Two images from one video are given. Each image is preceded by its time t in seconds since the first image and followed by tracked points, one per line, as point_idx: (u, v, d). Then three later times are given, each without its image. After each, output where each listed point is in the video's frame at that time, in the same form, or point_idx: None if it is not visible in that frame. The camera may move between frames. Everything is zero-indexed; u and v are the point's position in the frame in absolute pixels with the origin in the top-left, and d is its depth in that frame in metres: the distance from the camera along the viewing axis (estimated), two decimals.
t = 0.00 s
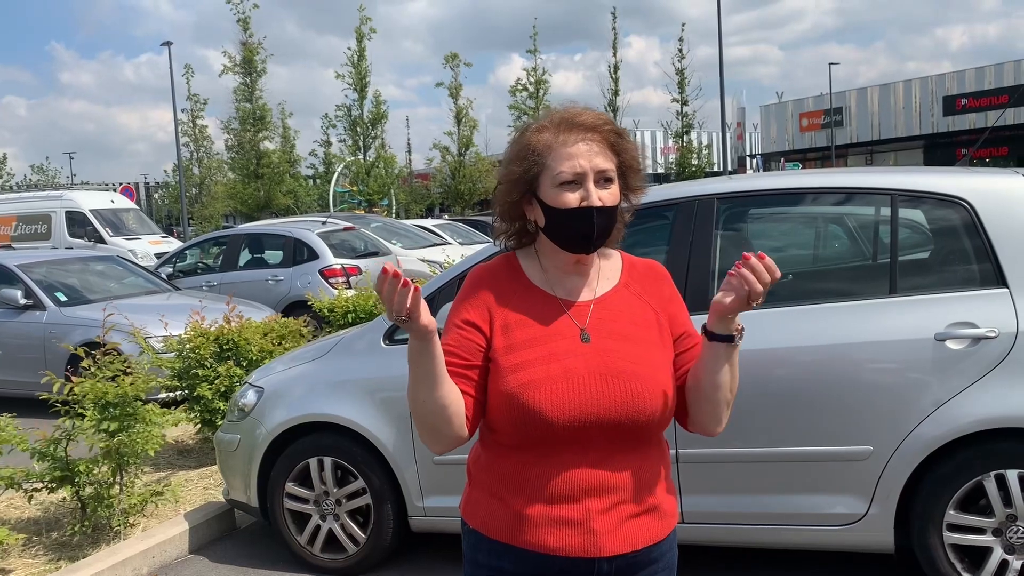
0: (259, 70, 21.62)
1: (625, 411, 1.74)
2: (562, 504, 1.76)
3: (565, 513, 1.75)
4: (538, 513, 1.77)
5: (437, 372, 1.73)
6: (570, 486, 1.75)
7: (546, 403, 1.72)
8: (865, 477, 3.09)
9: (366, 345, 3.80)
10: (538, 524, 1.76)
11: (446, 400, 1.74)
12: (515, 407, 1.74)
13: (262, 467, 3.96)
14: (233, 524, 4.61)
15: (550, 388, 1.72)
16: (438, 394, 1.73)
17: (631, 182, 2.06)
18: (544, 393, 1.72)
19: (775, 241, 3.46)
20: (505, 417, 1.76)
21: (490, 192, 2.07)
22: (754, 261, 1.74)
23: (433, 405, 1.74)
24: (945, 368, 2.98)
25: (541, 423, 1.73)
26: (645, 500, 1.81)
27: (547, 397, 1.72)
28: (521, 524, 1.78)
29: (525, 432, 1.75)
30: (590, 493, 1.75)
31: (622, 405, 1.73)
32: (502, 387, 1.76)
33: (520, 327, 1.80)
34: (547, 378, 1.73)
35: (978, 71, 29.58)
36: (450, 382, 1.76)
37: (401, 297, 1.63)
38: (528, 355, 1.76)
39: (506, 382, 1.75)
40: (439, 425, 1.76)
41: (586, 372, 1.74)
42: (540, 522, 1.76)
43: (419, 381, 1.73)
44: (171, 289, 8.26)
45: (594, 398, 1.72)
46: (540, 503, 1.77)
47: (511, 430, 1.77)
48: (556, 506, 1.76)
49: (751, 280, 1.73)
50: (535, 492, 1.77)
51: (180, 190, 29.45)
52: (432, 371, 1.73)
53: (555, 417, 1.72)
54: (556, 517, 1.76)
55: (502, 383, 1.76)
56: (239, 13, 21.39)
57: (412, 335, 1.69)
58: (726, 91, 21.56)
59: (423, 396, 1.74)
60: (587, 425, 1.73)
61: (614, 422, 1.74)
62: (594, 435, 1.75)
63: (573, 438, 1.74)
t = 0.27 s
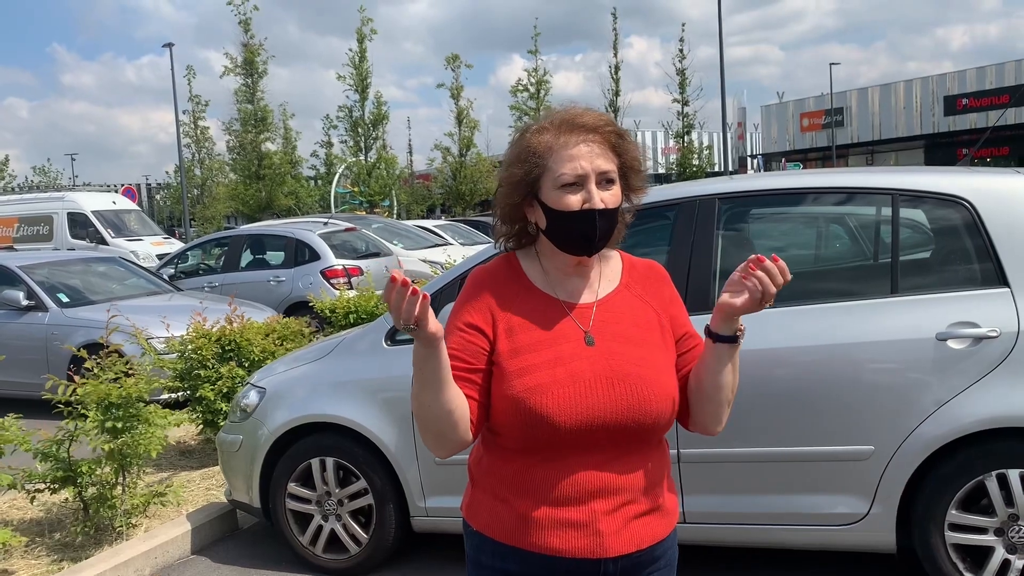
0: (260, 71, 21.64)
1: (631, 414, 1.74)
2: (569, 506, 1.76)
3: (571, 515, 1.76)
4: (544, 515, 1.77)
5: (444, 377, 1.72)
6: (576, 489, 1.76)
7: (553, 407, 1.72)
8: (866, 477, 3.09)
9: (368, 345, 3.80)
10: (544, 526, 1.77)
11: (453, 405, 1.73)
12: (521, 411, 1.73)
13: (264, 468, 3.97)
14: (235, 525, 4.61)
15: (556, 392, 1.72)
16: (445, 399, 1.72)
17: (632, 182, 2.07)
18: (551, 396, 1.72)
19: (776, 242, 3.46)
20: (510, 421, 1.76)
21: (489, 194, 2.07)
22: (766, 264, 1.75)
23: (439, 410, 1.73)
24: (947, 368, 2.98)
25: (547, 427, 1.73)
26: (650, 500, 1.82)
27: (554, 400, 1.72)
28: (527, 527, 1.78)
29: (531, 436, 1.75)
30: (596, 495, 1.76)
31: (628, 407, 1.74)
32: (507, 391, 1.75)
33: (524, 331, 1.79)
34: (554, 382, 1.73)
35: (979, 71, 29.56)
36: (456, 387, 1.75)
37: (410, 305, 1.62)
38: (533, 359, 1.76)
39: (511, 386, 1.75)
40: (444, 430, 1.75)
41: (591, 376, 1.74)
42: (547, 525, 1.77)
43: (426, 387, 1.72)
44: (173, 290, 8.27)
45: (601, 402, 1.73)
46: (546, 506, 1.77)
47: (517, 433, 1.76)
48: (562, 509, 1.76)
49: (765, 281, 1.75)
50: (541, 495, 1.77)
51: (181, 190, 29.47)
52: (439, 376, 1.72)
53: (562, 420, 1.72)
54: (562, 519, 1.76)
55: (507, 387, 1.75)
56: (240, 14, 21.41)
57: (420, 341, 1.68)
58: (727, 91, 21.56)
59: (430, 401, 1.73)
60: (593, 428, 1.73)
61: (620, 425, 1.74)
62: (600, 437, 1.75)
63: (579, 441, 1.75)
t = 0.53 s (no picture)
0: (261, 72, 21.65)
1: (632, 415, 1.74)
2: (569, 508, 1.76)
3: (573, 517, 1.75)
4: (545, 517, 1.76)
5: (444, 379, 1.70)
6: (577, 490, 1.75)
7: (554, 409, 1.71)
8: (867, 477, 3.09)
9: (369, 346, 3.80)
10: (546, 528, 1.76)
11: (453, 407, 1.72)
12: (522, 413, 1.73)
13: (265, 469, 3.97)
14: (235, 526, 4.61)
15: (557, 393, 1.72)
16: (445, 401, 1.71)
17: (630, 183, 2.06)
18: (552, 398, 1.72)
19: (777, 242, 3.46)
20: (511, 423, 1.75)
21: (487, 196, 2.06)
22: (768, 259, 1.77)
23: (439, 412, 1.72)
24: (948, 368, 2.98)
25: (548, 428, 1.72)
26: (650, 500, 1.82)
27: (555, 403, 1.71)
28: (528, 528, 1.77)
29: (532, 439, 1.74)
30: (597, 496, 1.76)
31: (628, 409, 1.73)
32: (507, 393, 1.74)
33: (524, 333, 1.78)
34: (555, 384, 1.73)
35: (980, 71, 29.54)
36: (457, 389, 1.74)
37: (410, 305, 1.61)
38: (533, 361, 1.75)
39: (512, 388, 1.74)
40: (445, 432, 1.74)
41: (592, 378, 1.74)
42: (548, 526, 1.76)
43: (426, 389, 1.71)
44: (173, 291, 8.27)
45: (601, 403, 1.72)
46: (547, 507, 1.76)
47: (518, 436, 1.76)
48: (563, 510, 1.76)
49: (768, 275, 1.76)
50: (541, 496, 1.77)
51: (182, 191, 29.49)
52: (439, 378, 1.70)
53: (563, 422, 1.71)
54: (563, 520, 1.76)
55: (508, 389, 1.74)
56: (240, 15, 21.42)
57: (421, 343, 1.67)
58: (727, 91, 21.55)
59: (430, 402, 1.71)
60: (594, 430, 1.73)
61: (621, 426, 1.74)
62: (602, 439, 1.75)
63: (580, 443, 1.74)
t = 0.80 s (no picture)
0: (259, 72, 21.65)
1: (624, 417, 1.73)
2: (561, 509, 1.76)
3: (563, 517, 1.75)
4: (536, 517, 1.76)
5: (436, 378, 1.71)
6: (568, 491, 1.75)
7: (545, 409, 1.71)
8: (866, 477, 3.09)
9: (367, 346, 3.80)
10: (537, 528, 1.76)
11: (445, 406, 1.73)
12: (513, 413, 1.73)
13: (263, 469, 3.96)
14: (234, 526, 4.61)
15: (549, 394, 1.72)
16: (437, 400, 1.72)
17: (627, 180, 2.05)
18: (543, 399, 1.72)
19: (775, 242, 3.46)
20: (503, 423, 1.76)
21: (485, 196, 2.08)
22: (784, 270, 1.76)
23: (431, 411, 1.73)
24: (947, 368, 2.98)
25: (539, 429, 1.72)
26: (643, 503, 1.81)
27: (546, 403, 1.71)
28: (519, 528, 1.78)
29: (524, 439, 1.75)
30: (588, 498, 1.75)
31: (620, 410, 1.73)
32: (500, 393, 1.75)
33: (518, 334, 1.79)
34: (547, 385, 1.73)
35: (978, 71, 29.56)
36: (448, 388, 1.74)
37: (397, 306, 1.60)
38: (526, 362, 1.75)
39: (504, 388, 1.74)
40: (437, 431, 1.75)
41: (584, 379, 1.74)
42: (539, 527, 1.76)
43: (418, 389, 1.72)
44: (172, 291, 8.27)
45: (593, 405, 1.72)
46: (538, 508, 1.77)
47: (510, 435, 1.76)
48: (555, 511, 1.76)
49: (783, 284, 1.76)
50: (532, 497, 1.77)
51: (181, 191, 29.46)
52: (431, 377, 1.71)
53: (554, 423, 1.71)
54: (554, 521, 1.76)
55: (500, 389, 1.75)
56: (239, 14, 21.40)
57: (411, 343, 1.67)
58: (726, 92, 21.56)
59: (422, 401, 1.72)
60: (585, 432, 1.72)
61: (613, 428, 1.73)
62: (593, 441, 1.74)
63: (572, 444, 1.74)
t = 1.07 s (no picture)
0: (256, 70, 21.60)
1: (606, 418, 1.71)
2: (542, 506, 1.75)
3: (544, 515, 1.75)
4: (517, 513, 1.77)
5: (419, 369, 1.74)
6: (549, 489, 1.75)
7: (525, 407, 1.71)
8: (861, 475, 3.09)
9: (363, 345, 3.79)
10: (518, 524, 1.77)
11: (429, 397, 1.75)
12: (496, 409, 1.74)
13: (259, 468, 3.96)
14: (230, 525, 4.60)
15: (530, 391, 1.72)
16: (420, 391, 1.74)
17: (621, 173, 2.02)
18: (524, 396, 1.72)
19: (771, 240, 3.46)
20: (487, 418, 1.77)
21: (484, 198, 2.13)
22: (767, 263, 1.65)
23: (415, 402, 1.75)
24: (942, 366, 2.99)
25: (520, 425, 1.72)
26: (628, 506, 1.78)
27: (527, 401, 1.72)
28: (501, 524, 1.78)
29: (507, 435, 1.75)
30: (568, 497, 1.74)
31: (603, 411, 1.71)
32: (484, 389, 1.76)
33: (506, 330, 1.80)
34: (529, 382, 1.73)
35: (974, 70, 29.61)
36: (432, 380, 1.77)
37: (375, 289, 1.63)
38: (510, 359, 1.76)
39: (488, 384, 1.76)
40: (422, 422, 1.77)
41: (567, 378, 1.73)
42: (519, 523, 1.76)
43: (402, 379, 1.74)
44: (168, 290, 8.25)
45: (574, 404, 1.71)
46: (519, 505, 1.77)
47: (494, 431, 1.77)
48: (535, 508, 1.76)
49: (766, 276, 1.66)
50: (515, 493, 1.77)
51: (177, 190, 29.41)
52: (414, 368, 1.73)
53: (535, 420, 1.71)
54: (535, 519, 1.75)
55: (485, 385, 1.77)
56: (235, 13, 21.35)
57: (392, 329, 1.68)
58: (722, 90, 21.57)
59: (405, 391, 1.75)
60: (566, 430, 1.72)
61: (595, 428, 1.72)
62: (575, 440, 1.73)
63: (554, 442, 1.73)
